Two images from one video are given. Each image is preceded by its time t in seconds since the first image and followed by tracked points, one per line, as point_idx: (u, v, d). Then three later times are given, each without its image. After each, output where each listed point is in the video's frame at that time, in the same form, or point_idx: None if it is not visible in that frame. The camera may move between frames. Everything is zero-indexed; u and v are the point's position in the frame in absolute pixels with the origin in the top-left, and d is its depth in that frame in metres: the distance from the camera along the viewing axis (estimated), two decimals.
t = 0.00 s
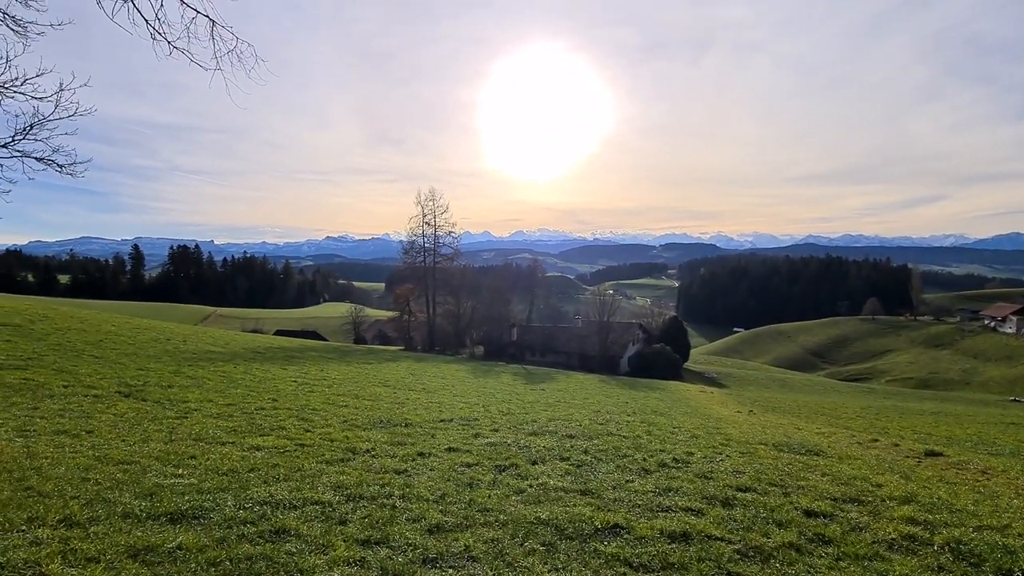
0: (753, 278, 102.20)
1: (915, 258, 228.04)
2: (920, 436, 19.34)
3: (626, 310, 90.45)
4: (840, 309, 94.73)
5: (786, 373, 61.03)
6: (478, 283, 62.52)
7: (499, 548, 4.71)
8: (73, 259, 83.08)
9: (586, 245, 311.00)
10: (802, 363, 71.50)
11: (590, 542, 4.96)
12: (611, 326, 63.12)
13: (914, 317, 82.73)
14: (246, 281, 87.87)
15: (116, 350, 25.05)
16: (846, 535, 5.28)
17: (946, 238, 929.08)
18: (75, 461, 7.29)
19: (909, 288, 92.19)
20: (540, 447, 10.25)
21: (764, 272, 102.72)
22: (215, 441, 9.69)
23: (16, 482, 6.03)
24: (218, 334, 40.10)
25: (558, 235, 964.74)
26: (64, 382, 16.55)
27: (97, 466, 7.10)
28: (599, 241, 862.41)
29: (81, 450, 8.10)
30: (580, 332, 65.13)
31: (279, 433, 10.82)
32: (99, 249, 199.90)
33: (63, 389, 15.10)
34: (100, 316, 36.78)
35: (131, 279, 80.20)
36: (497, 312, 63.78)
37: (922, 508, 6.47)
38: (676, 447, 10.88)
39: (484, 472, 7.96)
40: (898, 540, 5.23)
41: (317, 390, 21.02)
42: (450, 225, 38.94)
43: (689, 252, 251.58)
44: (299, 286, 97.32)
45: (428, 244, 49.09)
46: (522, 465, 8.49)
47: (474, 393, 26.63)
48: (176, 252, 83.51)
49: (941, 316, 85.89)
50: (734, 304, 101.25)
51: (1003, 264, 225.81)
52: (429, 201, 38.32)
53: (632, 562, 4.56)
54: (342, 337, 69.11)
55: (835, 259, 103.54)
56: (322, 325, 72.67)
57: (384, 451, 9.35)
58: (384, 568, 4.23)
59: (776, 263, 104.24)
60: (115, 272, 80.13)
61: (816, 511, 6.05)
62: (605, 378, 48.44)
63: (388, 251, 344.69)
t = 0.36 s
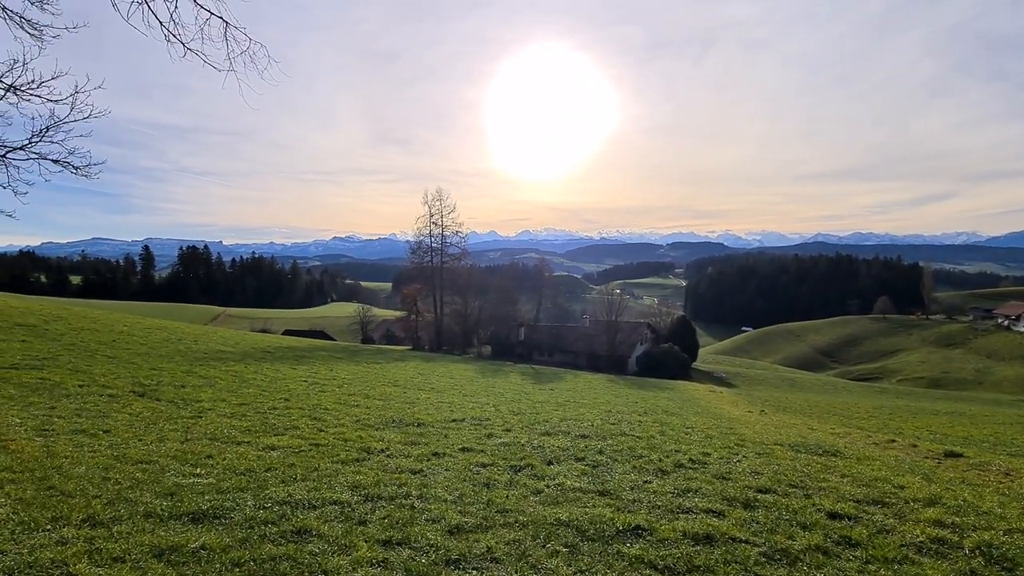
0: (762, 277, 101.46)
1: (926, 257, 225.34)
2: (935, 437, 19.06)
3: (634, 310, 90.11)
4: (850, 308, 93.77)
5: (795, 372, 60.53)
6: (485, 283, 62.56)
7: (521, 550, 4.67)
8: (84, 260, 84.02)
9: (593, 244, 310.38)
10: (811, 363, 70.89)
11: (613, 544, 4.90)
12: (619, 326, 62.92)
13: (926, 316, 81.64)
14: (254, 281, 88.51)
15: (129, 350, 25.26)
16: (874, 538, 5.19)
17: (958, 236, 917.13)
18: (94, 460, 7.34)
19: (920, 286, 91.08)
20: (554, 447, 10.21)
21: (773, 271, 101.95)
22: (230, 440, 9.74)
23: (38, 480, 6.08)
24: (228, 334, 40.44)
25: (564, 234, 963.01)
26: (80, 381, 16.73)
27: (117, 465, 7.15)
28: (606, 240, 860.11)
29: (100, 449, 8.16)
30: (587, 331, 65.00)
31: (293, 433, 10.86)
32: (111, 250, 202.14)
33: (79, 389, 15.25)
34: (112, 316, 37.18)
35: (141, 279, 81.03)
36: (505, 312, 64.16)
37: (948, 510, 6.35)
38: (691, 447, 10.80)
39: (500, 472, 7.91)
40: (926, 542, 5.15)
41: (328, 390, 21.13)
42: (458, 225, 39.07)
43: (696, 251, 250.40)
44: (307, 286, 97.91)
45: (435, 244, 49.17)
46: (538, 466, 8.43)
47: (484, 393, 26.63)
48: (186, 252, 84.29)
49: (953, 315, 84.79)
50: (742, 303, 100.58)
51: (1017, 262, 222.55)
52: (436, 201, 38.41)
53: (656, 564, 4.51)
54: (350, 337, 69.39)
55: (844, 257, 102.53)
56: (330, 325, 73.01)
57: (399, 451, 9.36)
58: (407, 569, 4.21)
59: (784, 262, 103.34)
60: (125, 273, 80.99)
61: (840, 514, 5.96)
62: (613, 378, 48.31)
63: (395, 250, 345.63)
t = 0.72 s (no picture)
0: (765, 276, 101.19)
1: (930, 256, 224.30)
2: (945, 436, 18.94)
3: (637, 309, 89.92)
4: (854, 307, 93.47)
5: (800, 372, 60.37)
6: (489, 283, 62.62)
7: (542, 550, 4.67)
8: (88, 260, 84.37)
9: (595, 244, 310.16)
10: (815, 362, 70.67)
11: (633, 544, 4.90)
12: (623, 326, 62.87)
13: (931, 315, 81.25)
14: (258, 281, 88.78)
15: (135, 351, 25.36)
16: (893, 538, 5.18)
17: (963, 234, 912.75)
18: (109, 460, 7.38)
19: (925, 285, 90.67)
20: (565, 447, 10.20)
21: (776, 270, 101.66)
22: (242, 440, 9.76)
23: (56, 480, 6.11)
24: (233, 334, 40.56)
25: (567, 234, 962.06)
26: (89, 382, 16.82)
27: (132, 466, 7.18)
28: (608, 239, 859.22)
29: (115, 449, 8.19)
30: (591, 331, 64.98)
31: (303, 433, 10.88)
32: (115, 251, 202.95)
33: (88, 389, 15.34)
34: (118, 317, 37.36)
35: (145, 280, 81.33)
36: (509, 312, 63.27)
37: (967, 511, 6.31)
38: (703, 447, 10.77)
39: (512, 472, 7.90)
40: (946, 543, 5.12)
41: (335, 390, 21.16)
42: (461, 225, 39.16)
43: (699, 250, 249.91)
44: (310, 286, 98.19)
45: (438, 244, 49.28)
46: (551, 466, 8.42)
47: (489, 393, 26.66)
48: (189, 253, 84.56)
49: (959, 314, 84.39)
50: (745, 302, 100.36)
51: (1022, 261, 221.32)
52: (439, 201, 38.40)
53: (679, 565, 4.50)
54: (354, 337, 69.53)
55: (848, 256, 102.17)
56: (333, 325, 73.15)
57: (410, 451, 9.37)
58: (430, 569, 4.22)
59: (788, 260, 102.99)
60: (129, 273, 81.31)
61: (858, 514, 5.94)
62: (617, 378, 48.25)
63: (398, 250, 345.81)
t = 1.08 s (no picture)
0: (767, 277, 100.99)
1: (932, 258, 223.80)
2: (949, 438, 18.96)
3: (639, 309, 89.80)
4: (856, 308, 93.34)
5: (802, 373, 60.31)
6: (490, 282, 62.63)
7: (555, 549, 4.67)
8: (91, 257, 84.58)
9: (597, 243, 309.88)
10: (817, 363, 70.57)
11: (646, 543, 4.89)
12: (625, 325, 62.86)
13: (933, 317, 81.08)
14: (260, 279, 89.02)
15: (139, 347, 25.42)
16: (907, 539, 5.18)
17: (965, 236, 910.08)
18: (120, 456, 7.40)
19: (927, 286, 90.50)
20: (572, 446, 10.19)
21: (779, 271, 101.50)
22: (250, 437, 9.77)
23: (68, 476, 6.12)
24: (235, 332, 40.61)
25: (569, 234, 960.86)
26: (94, 378, 16.88)
27: (143, 462, 7.19)
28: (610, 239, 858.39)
29: (124, 446, 8.19)
30: (593, 331, 65.00)
31: (310, 430, 10.89)
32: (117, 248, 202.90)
33: (95, 386, 15.38)
34: (121, 313, 37.46)
35: (147, 277, 81.58)
36: (512, 311, 63.26)
37: (978, 512, 6.30)
38: (710, 447, 10.77)
39: (521, 471, 7.90)
40: (961, 544, 5.11)
41: (339, 388, 21.17)
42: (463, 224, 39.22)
43: (701, 250, 249.64)
44: (312, 284, 98.34)
45: (441, 243, 49.36)
46: (559, 465, 8.43)
47: (492, 392, 26.67)
48: (191, 250, 84.80)
49: (961, 315, 84.18)
50: (747, 303, 100.23)
51: None
52: (442, 199, 38.40)
53: (694, 563, 4.50)
54: (355, 335, 69.63)
55: (850, 257, 102.01)
56: (335, 324, 73.25)
57: (418, 449, 9.38)
58: (446, 567, 4.22)
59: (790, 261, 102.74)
60: (132, 270, 81.53)
61: (870, 514, 5.93)
62: (619, 378, 48.22)
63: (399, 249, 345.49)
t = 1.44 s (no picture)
0: (769, 280, 100.72)
1: (936, 263, 223.01)
2: (952, 444, 18.93)
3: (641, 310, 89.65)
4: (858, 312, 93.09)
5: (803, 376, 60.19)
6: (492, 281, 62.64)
7: (565, 549, 4.63)
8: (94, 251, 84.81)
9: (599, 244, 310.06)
10: (819, 367, 70.44)
11: (656, 546, 4.85)
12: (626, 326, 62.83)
13: (936, 322, 80.87)
14: (261, 275, 89.24)
15: (143, 341, 25.45)
16: (919, 545, 5.12)
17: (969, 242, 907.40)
18: (124, 449, 7.39)
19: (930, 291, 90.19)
20: (577, 446, 10.16)
21: (781, 274, 101.30)
22: (254, 432, 9.76)
23: (74, 468, 6.10)
24: (237, 327, 40.62)
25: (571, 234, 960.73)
26: (98, 371, 16.89)
27: (148, 456, 7.16)
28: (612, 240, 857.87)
29: (129, 439, 8.19)
30: (594, 331, 64.96)
31: (314, 427, 10.89)
32: (120, 241, 202.84)
33: (99, 379, 15.39)
34: (124, 307, 37.54)
35: (150, 271, 81.73)
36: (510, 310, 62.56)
37: (989, 520, 6.24)
38: (714, 450, 10.73)
39: (526, 471, 7.86)
40: (972, 552, 5.06)
41: (342, 385, 21.18)
42: (467, 223, 39.18)
43: (704, 252, 249.16)
44: (314, 281, 98.43)
45: (443, 241, 49.31)
46: (564, 465, 8.41)
47: (495, 391, 26.66)
48: (194, 245, 85.06)
49: (964, 321, 83.88)
50: (748, 306, 99.99)
51: None
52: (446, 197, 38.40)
53: (703, 566, 4.47)
54: (357, 332, 69.68)
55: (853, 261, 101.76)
56: (337, 320, 73.35)
57: (423, 447, 9.36)
58: (455, 566, 4.19)
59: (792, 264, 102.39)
60: (134, 264, 81.75)
61: (880, 520, 5.89)
62: (620, 378, 48.13)
63: (401, 247, 345.18)
